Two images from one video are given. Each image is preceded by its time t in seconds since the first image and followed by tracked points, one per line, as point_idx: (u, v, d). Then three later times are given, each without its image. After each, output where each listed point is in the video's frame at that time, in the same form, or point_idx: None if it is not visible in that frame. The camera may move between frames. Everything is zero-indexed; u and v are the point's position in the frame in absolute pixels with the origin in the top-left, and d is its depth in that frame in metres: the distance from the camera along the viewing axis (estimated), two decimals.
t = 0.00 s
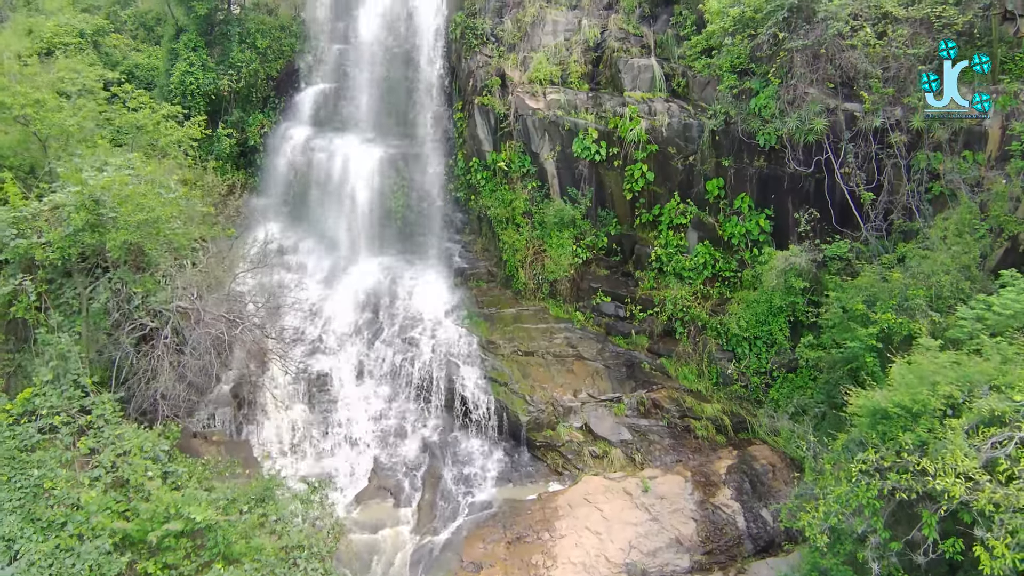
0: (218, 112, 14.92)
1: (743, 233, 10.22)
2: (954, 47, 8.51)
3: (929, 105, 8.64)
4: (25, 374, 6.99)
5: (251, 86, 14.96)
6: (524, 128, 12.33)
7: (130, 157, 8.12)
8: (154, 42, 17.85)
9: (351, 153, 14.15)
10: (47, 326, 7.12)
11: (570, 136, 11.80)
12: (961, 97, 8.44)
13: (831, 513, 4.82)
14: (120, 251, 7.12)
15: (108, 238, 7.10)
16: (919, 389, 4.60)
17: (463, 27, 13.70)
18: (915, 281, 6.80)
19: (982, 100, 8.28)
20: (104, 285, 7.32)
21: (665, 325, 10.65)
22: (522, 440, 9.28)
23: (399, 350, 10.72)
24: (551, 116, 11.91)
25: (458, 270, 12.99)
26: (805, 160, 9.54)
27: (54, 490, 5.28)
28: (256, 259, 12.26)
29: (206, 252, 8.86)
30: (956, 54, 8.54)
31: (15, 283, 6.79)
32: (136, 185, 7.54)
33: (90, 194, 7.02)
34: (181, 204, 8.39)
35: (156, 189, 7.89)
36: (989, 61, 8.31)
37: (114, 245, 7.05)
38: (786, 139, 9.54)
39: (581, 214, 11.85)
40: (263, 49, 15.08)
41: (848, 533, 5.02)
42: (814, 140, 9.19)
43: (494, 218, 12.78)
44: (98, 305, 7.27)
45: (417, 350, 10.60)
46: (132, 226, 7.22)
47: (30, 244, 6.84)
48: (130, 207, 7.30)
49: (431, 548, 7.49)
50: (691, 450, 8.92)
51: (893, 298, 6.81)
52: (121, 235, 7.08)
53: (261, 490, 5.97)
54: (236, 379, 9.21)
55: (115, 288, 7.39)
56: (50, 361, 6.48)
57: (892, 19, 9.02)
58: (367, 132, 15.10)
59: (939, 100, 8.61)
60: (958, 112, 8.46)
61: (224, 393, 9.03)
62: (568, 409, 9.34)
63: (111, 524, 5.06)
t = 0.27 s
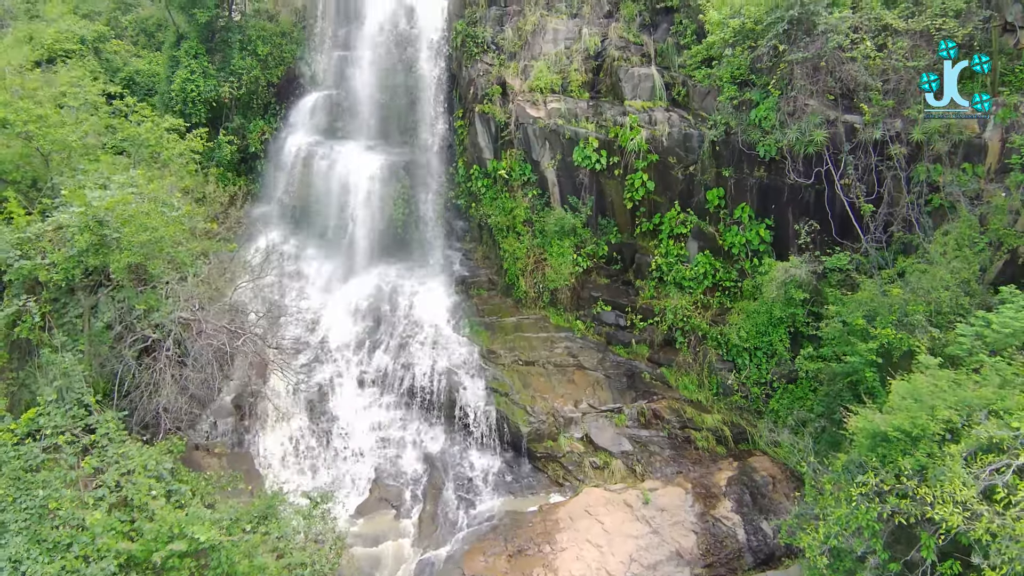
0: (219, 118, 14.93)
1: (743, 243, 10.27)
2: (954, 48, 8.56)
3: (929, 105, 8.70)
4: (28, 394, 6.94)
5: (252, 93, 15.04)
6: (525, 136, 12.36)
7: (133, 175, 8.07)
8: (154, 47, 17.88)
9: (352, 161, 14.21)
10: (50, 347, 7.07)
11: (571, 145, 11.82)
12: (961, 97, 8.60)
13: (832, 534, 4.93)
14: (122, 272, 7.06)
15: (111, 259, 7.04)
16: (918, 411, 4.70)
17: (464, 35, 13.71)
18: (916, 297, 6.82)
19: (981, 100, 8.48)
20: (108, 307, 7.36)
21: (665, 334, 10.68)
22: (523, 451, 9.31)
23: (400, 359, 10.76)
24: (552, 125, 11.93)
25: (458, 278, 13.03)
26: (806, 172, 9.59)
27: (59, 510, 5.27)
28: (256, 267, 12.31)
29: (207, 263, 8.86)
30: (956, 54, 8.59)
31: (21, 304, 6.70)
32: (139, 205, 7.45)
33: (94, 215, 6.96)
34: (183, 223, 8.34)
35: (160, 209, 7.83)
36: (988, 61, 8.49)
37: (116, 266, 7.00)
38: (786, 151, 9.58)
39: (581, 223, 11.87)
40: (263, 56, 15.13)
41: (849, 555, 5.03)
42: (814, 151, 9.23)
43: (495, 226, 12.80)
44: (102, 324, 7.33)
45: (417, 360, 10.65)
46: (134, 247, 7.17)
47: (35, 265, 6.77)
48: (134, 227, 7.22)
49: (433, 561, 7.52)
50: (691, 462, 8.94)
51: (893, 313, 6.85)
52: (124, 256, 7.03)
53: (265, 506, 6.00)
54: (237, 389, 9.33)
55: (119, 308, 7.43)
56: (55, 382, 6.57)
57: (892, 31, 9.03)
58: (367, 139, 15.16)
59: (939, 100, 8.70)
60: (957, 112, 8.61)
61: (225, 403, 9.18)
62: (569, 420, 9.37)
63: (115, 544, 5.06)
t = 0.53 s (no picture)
0: (219, 125, 15.04)
1: (743, 254, 10.29)
2: (954, 48, 8.64)
3: (930, 105, 8.75)
4: (30, 414, 6.98)
5: (253, 101, 15.11)
6: (525, 145, 12.38)
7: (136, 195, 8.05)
8: (155, 54, 17.92)
9: (352, 169, 14.25)
10: (55, 371, 7.00)
11: (572, 155, 11.83)
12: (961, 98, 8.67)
13: (832, 559, 5.07)
14: (124, 297, 6.95)
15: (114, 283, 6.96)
16: (916, 439, 4.92)
17: (465, 44, 13.79)
18: (915, 314, 6.85)
19: (981, 100, 8.60)
20: (113, 329, 7.22)
21: (665, 345, 10.70)
22: (523, 463, 9.34)
23: (400, 370, 10.80)
24: (552, 135, 11.96)
25: (459, 287, 13.06)
26: (805, 185, 9.64)
27: (65, 534, 5.35)
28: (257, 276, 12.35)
29: (209, 276, 8.89)
30: (956, 55, 8.68)
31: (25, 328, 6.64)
32: (143, 227, 7.39)
33: (99, 239, 6.88)
34: (185, 243, 8.25)
35: (163, 230, 7.76)
36: (988, 61, 8.60)
37: (119, 291, 6.91)
38: (786, 163, 9.63)
39: (582, 233, 11.90)
40: (264, 65, 15.18)
41: None
42: (813, 165, 9.27)
43: (496, 235, 12.83)
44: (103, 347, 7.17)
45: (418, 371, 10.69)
46: (139, 270, 7.10)
47: (39, 289, 6.68)
48: (139, 250, 7.16)
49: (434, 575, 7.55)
50: (692, 475, 8.98)
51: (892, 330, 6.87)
52: (127, 280, 6.94)
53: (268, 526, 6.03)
54: (239, 400, 9.31)
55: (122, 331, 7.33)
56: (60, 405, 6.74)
57: (892, 45, 9.04)
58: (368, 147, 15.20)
59: (939, 100, 8.73)
60: (957, 112, 8.70)
61: (227, 415, 9.16)
62: (570, 432, 9.40)
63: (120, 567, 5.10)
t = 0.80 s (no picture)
0: (220, 134, 15.01)
1: (743, 267, 10.30)
2: (954, 47, 8.66)
3: (930, 105, 8.81)
4: (35, 442, 6.74)
5: (254, 110, 15.14)
6: (526, 157, 12.39)
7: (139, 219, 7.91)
8: (155, 62, 17.92)
9: (353, 179, 14.27)
10: (58, 399, 6.86)
11: (572, 166, 11.83)
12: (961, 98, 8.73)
13: None
14: (129, 325, 6.74)
15: (118, 311, 6.76)
16: (915, 471, 5.06)
17: (466, 56, 13.86)
18: (914, 334, 6.90)
19: (981, 100, 8.70)
20: (115, 355, 7.11)
21: (665, 358, 10.72)
22: (524, 478, 9.36)
23: (401, 383, 10.83)
24: (553, 147, 11.96)
25: (459, 298, 13.09)
26: (805, 200, 9.67)
27: (70, 562, 5.37)
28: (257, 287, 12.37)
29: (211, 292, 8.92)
30: (956, 54, 8.68)
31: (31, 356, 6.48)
32: (146, 252, 7.20)
33: (102, 267, 6.69)
34: (190, 267, 8.00)
35: (167, 254, 7.55)
36: (989, 61, 8.59)
37: (123, 319, 6.71)
38: (786, 179, 9.62)
39: (582, 245, 11.90)
40: (265, 74, 15.20)
41: None
42: (813, 180, 9.29)
43: (496, 246, 12.84)
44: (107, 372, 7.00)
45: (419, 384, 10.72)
46: (143, 298, 6.88)
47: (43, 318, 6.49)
48: (142, 277, 6.94)
49: None
50: (692, 490, 9.00)
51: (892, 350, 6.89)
52: (132, 308, 6.74)
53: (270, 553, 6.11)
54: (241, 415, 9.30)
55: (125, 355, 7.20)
56: (64, 431, 6.65)
57: (892, 61, 9.06)
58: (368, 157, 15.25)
59: (939, 100, 8.78)
60: (958, 112, 8.76)
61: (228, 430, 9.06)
62: (570, 447, 9.43)
63: None
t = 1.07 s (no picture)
0: (221, 147, 15.18)
1: (743, 285, 10.32)
2: (953, 47, 8.85)
3: (930, 105, 8.93)
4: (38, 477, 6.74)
5: (254, 122, 15.19)
6: (526, 172, 12.41)
7: (142, 252, 7.99)
8: (157, 73, 17.95)
9: (353, 192, 14.29)
10: (63, 436, 6.71)
11: (572, 182, 11.85)
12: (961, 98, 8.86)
13: None
14: (134, 363, 6.69)
15: (122, 349, 6.70)
16: (912, 514, 5.22)
17: (465, 71, 13.88)
18: (913, 363, 6.94)
19: (981, 100, 8.89)
20: (119, 389, 7.02)
21: (665, 376, 10.75)
22: (524, 499, 9.38)
23: (402, 400, 10.85)
24: (553, 163, 11.98)
25: (459, 313, 13.10)
26: (804, 220, 9.67)
27: None
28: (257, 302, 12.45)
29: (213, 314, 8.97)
30: (955, 55, 8.87)
31: (34, 395, 6.37)
32: (149, 287, 7.25)
33: (106, 305, 6.69)
34: (191, 300, 8.07)
35: (168, 289, 7.60)
36: (988, 60, 8.75)
37: (127, 358, 6.65)
38: (785, 199, 9.64)
39: (582, 261, 11.93)
40: (265, 87, 15.25)
41: None
42: (813, 202, 9.32)
43: (497, 261, 12.87)
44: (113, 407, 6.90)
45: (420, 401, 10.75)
46: (147, 334, 6.87)
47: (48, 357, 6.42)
48: (145, 314, 6.96)
49: None
50: (692, 511, 9.05)
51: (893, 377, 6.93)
52: (137, 346, 6.70)
53: None
54: (241, 435, 9.38)
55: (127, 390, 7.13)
56: (69, 466, 6.59)
57: (891, 83, 9.10)
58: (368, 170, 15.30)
59: (939, 100, 8.90)
60: (958, 111, 8.89)
61: (230, 450, 9.24)
62: (570, 467, 9.49)
63: None
